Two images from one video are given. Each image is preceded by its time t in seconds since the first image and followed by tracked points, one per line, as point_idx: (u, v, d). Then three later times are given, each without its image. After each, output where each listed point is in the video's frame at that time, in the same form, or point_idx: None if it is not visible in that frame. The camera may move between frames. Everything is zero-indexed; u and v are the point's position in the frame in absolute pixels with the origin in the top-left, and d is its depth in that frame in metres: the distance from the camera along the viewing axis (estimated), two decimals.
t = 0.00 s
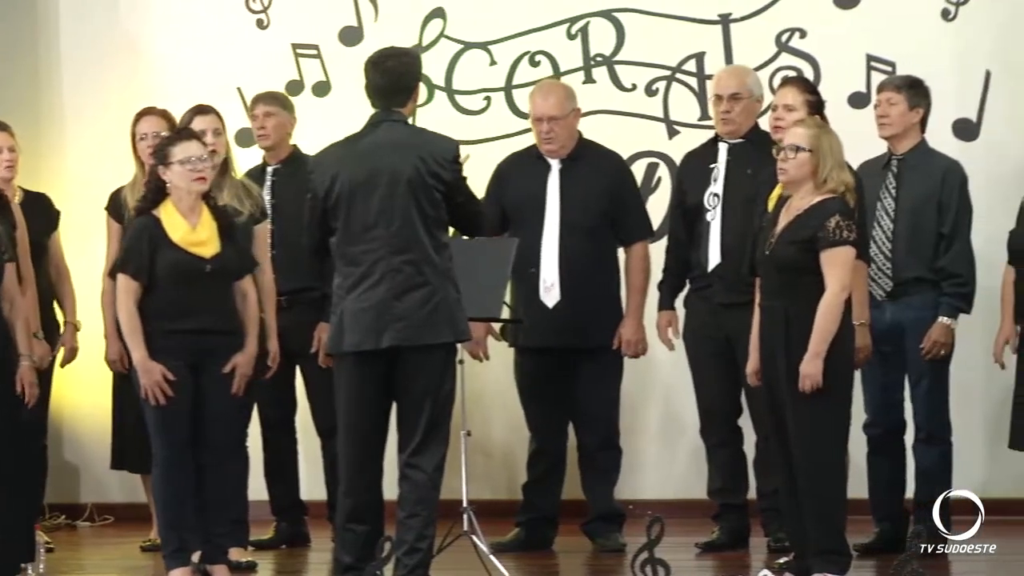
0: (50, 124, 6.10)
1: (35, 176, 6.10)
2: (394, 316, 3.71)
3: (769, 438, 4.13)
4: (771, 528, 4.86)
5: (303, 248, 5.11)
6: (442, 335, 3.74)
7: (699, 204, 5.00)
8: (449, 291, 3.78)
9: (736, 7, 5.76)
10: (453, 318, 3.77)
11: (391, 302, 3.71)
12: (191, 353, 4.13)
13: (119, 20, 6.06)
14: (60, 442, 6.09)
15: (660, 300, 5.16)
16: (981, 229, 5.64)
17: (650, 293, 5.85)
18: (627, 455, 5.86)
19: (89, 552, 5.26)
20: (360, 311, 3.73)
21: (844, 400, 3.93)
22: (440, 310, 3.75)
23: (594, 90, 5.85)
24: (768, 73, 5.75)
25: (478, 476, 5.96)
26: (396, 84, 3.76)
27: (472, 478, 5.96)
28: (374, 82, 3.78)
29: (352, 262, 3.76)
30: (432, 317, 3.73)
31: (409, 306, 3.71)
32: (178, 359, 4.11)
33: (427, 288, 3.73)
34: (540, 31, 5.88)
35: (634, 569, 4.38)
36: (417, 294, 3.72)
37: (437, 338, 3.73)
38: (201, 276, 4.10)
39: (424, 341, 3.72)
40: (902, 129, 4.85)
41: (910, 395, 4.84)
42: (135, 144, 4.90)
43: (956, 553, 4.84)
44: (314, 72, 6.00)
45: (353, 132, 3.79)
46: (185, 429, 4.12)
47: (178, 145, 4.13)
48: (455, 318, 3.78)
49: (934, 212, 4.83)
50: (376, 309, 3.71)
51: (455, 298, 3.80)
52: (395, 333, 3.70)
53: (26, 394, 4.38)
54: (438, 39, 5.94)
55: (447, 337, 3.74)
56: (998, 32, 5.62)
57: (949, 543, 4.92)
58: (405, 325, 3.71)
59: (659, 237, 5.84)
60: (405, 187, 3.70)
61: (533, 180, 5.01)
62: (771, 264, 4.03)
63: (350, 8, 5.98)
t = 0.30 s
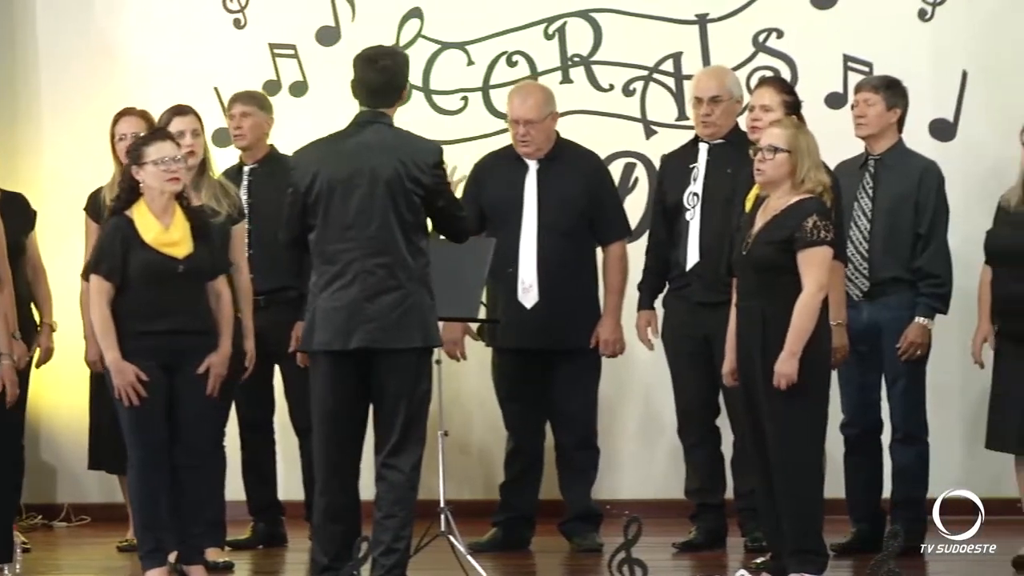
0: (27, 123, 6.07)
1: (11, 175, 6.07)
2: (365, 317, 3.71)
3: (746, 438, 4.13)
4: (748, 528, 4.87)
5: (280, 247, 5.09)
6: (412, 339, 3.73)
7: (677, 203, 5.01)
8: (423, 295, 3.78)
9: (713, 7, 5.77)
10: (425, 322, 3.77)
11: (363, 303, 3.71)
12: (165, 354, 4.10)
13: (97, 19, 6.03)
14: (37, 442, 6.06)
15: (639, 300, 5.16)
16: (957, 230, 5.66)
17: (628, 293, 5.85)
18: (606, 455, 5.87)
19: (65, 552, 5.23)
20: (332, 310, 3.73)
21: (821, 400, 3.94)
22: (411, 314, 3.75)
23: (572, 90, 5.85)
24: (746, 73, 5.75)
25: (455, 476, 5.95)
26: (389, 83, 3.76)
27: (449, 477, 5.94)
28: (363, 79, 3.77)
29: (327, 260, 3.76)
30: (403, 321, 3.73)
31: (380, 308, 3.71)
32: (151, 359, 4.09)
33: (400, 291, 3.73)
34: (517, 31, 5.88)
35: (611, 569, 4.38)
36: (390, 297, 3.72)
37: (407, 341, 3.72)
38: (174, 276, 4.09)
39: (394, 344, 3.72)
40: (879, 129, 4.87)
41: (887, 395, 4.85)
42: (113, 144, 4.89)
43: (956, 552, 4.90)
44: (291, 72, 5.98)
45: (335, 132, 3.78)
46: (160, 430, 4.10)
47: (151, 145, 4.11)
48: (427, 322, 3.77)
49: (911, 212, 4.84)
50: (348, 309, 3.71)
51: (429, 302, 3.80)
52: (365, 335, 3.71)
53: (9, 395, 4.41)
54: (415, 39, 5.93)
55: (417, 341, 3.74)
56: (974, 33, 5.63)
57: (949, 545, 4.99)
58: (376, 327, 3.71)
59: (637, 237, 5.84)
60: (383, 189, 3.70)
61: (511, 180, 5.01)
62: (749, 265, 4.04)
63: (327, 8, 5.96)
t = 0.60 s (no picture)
0: None
1: None
2: (339, 315, 3.72)
3: (720, 438, 4.14)
4: (722, 528, 4.89)
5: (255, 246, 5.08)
6: (387, 337, 3.74)
7: (653, 204, 5.01)
8: (399, 293, 3.78)
9: (687, 7, 5.78)
10: (400, 319, 3.77)
11: (338, 301, 3.71)
12: (136, 355, 4.08)
13: (70, 18, 5.99)
14: (10, 442, 6.02)
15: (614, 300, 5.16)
16: (931, 230, 5.68)
17: (603, 293, 5.86)
18: (580, 455, 5.87)
19: (37, 552, 5.19)
20: (306, 307, 3.74)
21: (795, 400, 3.94)
22: (386, 311, 3.75)
23: (547, 91, 5.85)
24: (720, 73, 5.77)
25: (429, 477, 5.94)
26: (369, 82, 3.77)
27: (423, 477, 5.94)
28: (341, 76, 3.78)
29: (303, 257, 3.77)
30: (378, 318, 3.73)
31: (355, 306, 3.71)
32: (123, 360, 4.06)
33: (375, 289, 3.73)
34: (491, 30, 5.88)
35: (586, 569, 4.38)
36: (364, 294, 3.73)
37: (381, 339, 3.73)
38: (145, 277, 4.07)
39: (369, 341, 3.73)
40: (853, 129, 4.89)
41: (861, 395, 4.87)
42: (90, 143, 4.88)
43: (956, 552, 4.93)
44: (265, 72, 5.96)
45: (313, 130, 3.78)
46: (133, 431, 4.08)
47: (122, 145, 4.08)
48: (402, 320, 3.77)
49: (884, 212, 4.86)
50: (323, 307, 3.72)
51: (405, 299, 3.80)
52: (339, 332, 3.71)
53: None
54: (390, 39, 5.92)
55: (392, 338, 3.74)
56: (947, 34, 5.65)
57: (949, 545, 5.02)
58: (350, 325, 3.71)
59: (612, 237, 5.84)
60: (359, 188, 3.70)
61: (486, 180, 5.00)
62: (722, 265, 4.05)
63: (301, 7, 5.94)
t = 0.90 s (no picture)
0: None
1: None
2: (314, 320, 3.71)
3: (693, 437, 4.15)
4: (695, 528, 4.90)
5: (229, 247, 5.06)
6: (362, 342, 3.74)
7: (625, 204, 5.01)
8: (373, 298, 3.78)
9: (660, 7, 5.78)
10: (375, 325, 3.77)
11: (313, 306, 3.71)
12: (109, 355, 4.05)
13: (43, 17, 5.96)
14: None
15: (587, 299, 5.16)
16: (903, 231, 5.70)
17: (576, 293, 5.86)
18: (553, 456, 5.87)
19: (8, 553, 5.15)
20: (281, 311, 3.73)
21: (768, 399, 3.95)
22: (361, 316, 3.75)
23: (520, 91, 5.85)
24: (694, 73, 5.77)
25: (402, 477, 5.93)
26: (338, 81, 3.75)
27: (397, 478, 5.93)
28: (311, 76, 3.76)
29: (277, 261, 3.76)
30: (352, 323, 3.74)
31: (330, 311, 3.71)
32: (96, 361, 4.04)
33: (350, 294, 3.73)
34: (465, 30, 5.87)
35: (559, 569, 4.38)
36: (339, 299, 3.73)
37: (356, 344, 3.73)
38: (119, 278, 4.05)
39: (344, 346, 3.73)
40: (826, 130, 4.90)
41: (833, 395, 4.88)
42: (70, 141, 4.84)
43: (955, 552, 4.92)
44: (238, 72, 5.94)
45: (287, 132, 3.76)
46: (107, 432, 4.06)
47: (95, 145, 4.05)
48: (377, 325, 3.78)
49: (857, 212, 4.87)
50: (297, 312, 3.72)
51: (380, 304, 3.81)
52: (315, 337, 3.71)
53: None
54: (363, 39, 5.91)
55: (366, 344, 3.75)
56: (920, 34, 5.67)
57: (949, 545, 5.00)
58: (325, 330, 3.71)
59: (585, 237, 5.84)
60: (334, 193, 3.69)
61: (460, 180, 4.99)
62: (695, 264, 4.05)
63: (274, 7, 5.92)
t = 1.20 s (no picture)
0: None
1: None
2: (278, 321, 3.71)
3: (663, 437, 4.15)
4: (664, 528, 4.90)
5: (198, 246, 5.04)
6: (326, 344, 3.73)
7: (594, 204, 5.01)
8: (338, 300, 3.77)
9: (630, 8, 5.79)
10: (340, 327, 3.76)
11: (278, 307, 3.71)
12: (79, 355, 4.06)
13: (12, 16, 5.93)
14: None
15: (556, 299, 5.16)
16: (872, 230, 5.71)
17: (546, 293, 5.86)
18: (522, 455, 5.87)
19: None
20: (247, 312, 3.74)
21: (737, 399, 3.96)
22: (326, 318, 3.74)
23: (490, 91, 5.84)
24: (663, 73, 5.78)
25: (372, 477, 5.91)
26: (305, 82, 3.78)
27: (367, 477, 5.91)
28: (281, 80, 3.79)
29: (244, 262, 3.77)
30: (317, 324, 3.73)
31: (294, 313, 3.71)
32: (66, 361, 4.04)
33: (314, 295, 3.72)
34: (434, 31, 5.86)
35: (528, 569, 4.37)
36: (303, 301, 3.72)
37: (320, 345, 3.72)
38: (89, 278, 4.06)
39: (307, 348, 3.72)
40: (794, 130, 4.92)
41: (802, 395, 4.89)
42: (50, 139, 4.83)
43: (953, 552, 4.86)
44: (208, 72, 5.91)
45: (255, 134, 3.78)
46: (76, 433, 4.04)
47: (65, 146, 4.06)
48: (342, 327, 3.76)
49: (825, 212, 4.88)
50: (261, 313, 3.72)
51: (346, 306, 3.80)
52: (279, 338, 3.71)
53: None
54: (332, 39, 5.88)
55: (330, 345, 3.74)
56: (890, 35, 5.68)
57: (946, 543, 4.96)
58: (289, 331, 3.71)
59: (555, 237, 5.84)
60: (298, 194, 3.69)
61: (430, 180, 4.98)
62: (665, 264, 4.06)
63: (243, 6, 5.91)
